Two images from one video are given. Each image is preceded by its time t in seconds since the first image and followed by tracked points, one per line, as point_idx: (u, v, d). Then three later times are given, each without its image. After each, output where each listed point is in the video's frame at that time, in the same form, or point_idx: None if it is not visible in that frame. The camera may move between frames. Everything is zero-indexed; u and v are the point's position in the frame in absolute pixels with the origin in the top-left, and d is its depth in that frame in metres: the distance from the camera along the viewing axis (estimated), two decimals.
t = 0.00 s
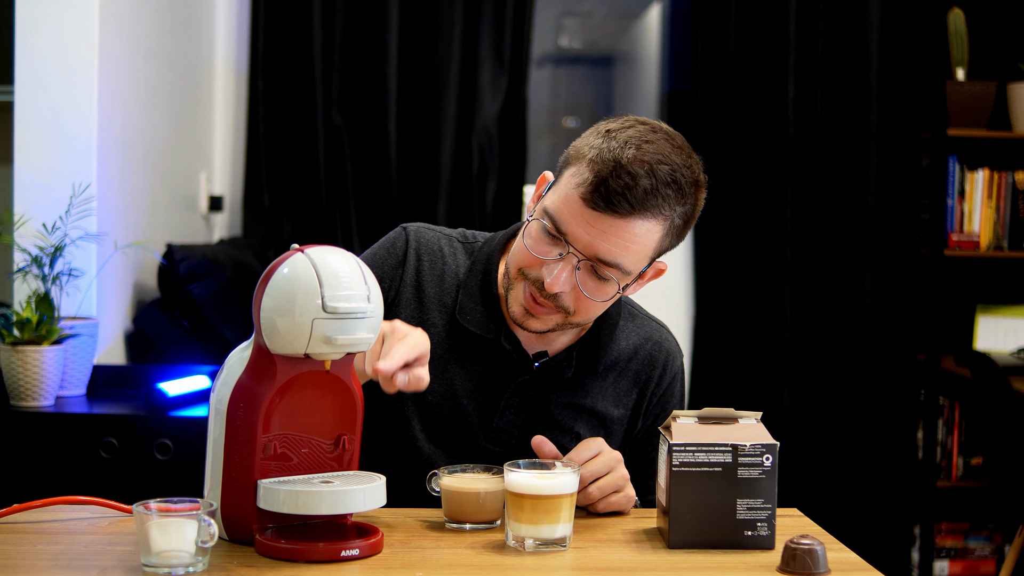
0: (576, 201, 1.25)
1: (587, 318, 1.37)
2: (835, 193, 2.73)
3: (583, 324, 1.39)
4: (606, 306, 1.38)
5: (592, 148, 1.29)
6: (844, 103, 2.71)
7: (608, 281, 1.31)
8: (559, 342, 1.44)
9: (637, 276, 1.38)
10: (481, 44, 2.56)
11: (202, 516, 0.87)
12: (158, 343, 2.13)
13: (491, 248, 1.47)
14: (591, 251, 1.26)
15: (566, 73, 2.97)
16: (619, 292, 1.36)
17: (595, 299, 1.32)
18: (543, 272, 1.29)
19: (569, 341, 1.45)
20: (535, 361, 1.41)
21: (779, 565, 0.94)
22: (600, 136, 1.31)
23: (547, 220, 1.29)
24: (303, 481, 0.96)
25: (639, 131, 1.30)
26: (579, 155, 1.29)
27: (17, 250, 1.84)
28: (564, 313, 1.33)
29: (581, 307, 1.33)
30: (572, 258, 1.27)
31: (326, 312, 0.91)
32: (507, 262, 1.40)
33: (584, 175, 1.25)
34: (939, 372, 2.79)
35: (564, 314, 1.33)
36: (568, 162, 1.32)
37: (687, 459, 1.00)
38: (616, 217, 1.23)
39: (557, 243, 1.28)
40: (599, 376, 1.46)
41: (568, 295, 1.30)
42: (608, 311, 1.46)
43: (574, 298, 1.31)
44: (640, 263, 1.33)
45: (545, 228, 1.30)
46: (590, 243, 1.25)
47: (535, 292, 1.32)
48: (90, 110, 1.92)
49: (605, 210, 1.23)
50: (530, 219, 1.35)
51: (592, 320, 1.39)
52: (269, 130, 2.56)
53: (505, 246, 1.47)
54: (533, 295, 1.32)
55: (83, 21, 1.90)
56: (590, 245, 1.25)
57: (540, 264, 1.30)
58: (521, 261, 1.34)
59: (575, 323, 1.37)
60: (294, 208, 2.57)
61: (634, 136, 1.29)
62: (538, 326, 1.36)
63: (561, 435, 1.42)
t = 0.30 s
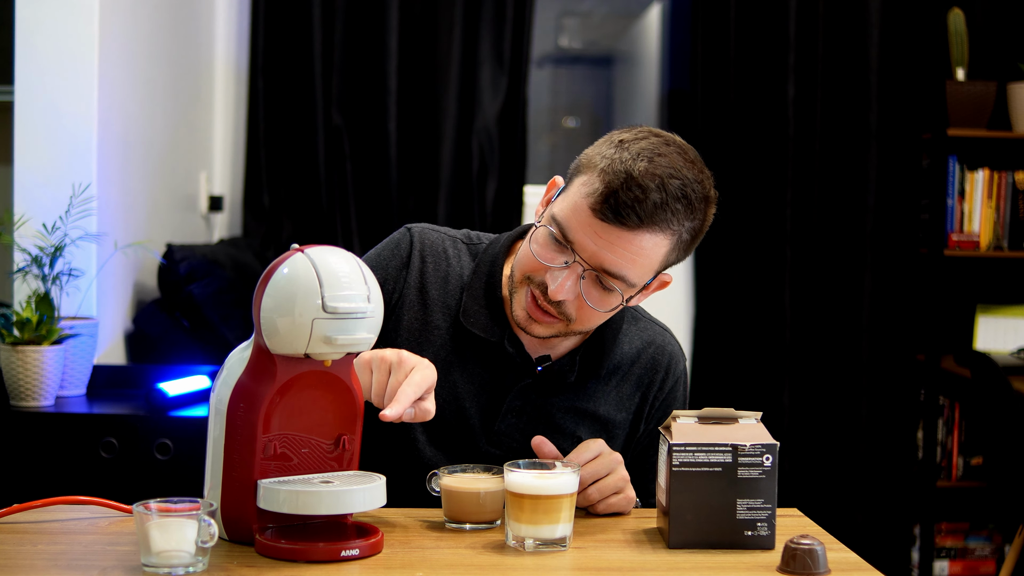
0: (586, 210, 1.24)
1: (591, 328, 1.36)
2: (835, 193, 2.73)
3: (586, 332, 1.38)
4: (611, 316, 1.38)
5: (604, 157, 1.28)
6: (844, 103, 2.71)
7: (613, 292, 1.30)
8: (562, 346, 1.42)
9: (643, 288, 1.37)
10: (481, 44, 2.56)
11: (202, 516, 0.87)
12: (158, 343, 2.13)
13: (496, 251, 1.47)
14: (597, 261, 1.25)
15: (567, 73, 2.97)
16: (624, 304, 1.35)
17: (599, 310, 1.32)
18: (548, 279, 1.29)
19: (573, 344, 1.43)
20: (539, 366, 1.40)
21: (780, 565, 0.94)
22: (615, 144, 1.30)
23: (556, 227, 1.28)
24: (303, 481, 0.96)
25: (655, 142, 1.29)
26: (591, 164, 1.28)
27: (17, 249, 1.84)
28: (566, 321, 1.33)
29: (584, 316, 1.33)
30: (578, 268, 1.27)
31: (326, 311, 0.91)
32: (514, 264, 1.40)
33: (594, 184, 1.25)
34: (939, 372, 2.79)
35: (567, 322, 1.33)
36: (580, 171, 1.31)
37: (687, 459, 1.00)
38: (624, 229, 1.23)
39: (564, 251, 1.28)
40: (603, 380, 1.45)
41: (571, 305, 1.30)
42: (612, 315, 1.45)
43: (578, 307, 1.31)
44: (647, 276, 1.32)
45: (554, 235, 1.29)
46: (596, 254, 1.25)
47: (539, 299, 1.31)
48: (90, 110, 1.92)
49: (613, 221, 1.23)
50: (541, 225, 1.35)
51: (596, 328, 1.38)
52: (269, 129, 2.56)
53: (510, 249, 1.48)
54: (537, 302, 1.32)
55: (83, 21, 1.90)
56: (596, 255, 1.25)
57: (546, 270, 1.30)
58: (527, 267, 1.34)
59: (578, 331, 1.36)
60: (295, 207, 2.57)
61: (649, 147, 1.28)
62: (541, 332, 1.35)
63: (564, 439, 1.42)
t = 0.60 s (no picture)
0: (592, 221, 1.24)
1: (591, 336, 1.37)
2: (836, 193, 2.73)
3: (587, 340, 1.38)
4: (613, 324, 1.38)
5: (612, 168, 1.28)
6: (844, 103, 2.71)
7: (616, 302, 1.31)
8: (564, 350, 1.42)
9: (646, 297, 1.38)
10: (481, 44, 2.56)
11: (202, 516, 0.87)
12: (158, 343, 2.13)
13: (498, 252, 1.47)
14: (601, 272, 1.26)
15: (567, 73, 2.97)
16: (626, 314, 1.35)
17: (601, 320, 1.32)
18: (551, 287, 1.29)
19: (573, 349, 1.44)
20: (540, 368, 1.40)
21: (779, 565, 0.94)
22: (624, 154, 1.30)
23: (561, 236, 1.28)
24: (303, 481, 0.96)
25: (665, 154, 1.29)
26: (599, 174, 1.29)
27: (16, 249, 1.84)
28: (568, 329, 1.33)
29: (586, 325, 1.33)
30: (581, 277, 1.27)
31: (326, 311, 0.91)
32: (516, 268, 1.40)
33: (602, 195, 1.25)
34: (939, 372, 2.79)
35: (569, 330, 1.33)
36: (587, 180, 1.31)
37: (687, 459, 1.00)
38: (630, 241, 1.23)
39: (568, 260, 1.28)
40: (603, 383, 1.45)
41: (574, 314, 1.30)
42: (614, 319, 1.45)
43: (580, 316, 1.31)
44: (650, 286, 1.32)
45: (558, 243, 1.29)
46: (601, 264, 1.25)
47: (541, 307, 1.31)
48: (91, 109, 1.92)
49: (619, 233, 1.23)
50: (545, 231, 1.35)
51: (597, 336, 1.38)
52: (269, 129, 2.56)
53: (512, 250, 1.47)
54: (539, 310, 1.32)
55: (83, 21, 1.90)
56: (600, 265, 1.25)
57: (549, 278, 1.30)
58: (530, 274, 1.33)
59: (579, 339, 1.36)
60: (295, 208, 2.57)
61: (659, 159, 1.28)
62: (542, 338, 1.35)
63: (564, 442, 1.41)
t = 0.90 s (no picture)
0: (592, 219, 1.24)
1: (591, 333, 1.37)
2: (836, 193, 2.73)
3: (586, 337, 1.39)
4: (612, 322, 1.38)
5: (614, 166, 1.27)
6: (844, 103, 2.71)
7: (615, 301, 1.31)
8: (565, 350, 1.42)
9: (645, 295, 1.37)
10: (481, 44, 2.56)
11: (202, 516, 0.87)
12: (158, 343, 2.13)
13: (497, 253, 1.47)
14: (600, 270, 1.26)
15: (566, 73, 2.97)
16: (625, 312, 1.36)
17: (600, 318, 1.32)
18: (550, 284, 1.29)
19: (574, 348, 1.43)
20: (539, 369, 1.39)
21: (780, 565, 0.94)
22: (625, 151, 1.29)
23: (562, 233, 1.28)
24: (303, 481, 0.96)
25: (667, 153, 1.28)
26: (600, 172, 1.28)
27: (16, 250, 1.84)
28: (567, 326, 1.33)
29: (584, 322, 1.33)
30: (580, 275, 1.27)
31: (326, 311, 0.91)
32: (517, 264, 1.40)
33: (602, 193, 1.24)
34: (939, 372, 2.79)
35: (567, 327, 1.33)
36: (589, 177, 1.31)
37: (687, 459, 1.00)
38: (629, 240, 1.23)
39: (568, 258, 1.28)
40: (603, 383, 1.45)
41: (572, 311, 1.30)
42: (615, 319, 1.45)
43: (579, 314, 1.31)
44: (649, 286, 1.32)
45: (558, 239, 1.29)
46: (600, 263, 1.25)
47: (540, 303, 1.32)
48: (90, 109, 1.91)
49: (618, 232, 1.23)
50: (546, 228, 1.35)
51: (596, 334, 1.38)
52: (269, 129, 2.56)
53: (512, 251, 1.47)
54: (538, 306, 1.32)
55: (83, 21, 1.90)
56: (599, 263, 1.25)
57: (548, 275, 1.30)
58: (530, 271, 1.33)
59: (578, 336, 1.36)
60: (295, 208, 2.57)
61: (660, 158, 1.27)
62: (541, 335, 1.36)
63: (564, 443, 1.41)
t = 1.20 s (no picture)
0: (575, 151, 1.32)
1: (578, 290, 1.36)
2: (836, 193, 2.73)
3: (573, 298, 1.38)
4: (597, 282, 1.39)
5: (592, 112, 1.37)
6: (844, 103, 2.71)
7: (600, 237, 1.34)
8: (557, 340, 1.43)
9: (627, 246, 1.41)
10: (481, 44, 2.56)
11: (202, 516, 0.87)
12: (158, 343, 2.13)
13: (489, 246, 1.47)
14: (586, 200, 1.30)
15: (567, 73, 2.93)
16: (610, 262, 1.38)
17: (587, 261, 1.34)
18: (536, 224, 1.31)
19: (567, 339, 1.44)
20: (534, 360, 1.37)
21: (780, 565, 0.94)
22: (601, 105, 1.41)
23: (546, 175, 1.34)
24: (303, 481, 0.96)
25: (638, 101, 1.40)
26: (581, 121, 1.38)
27: (17, 250, 1.85)
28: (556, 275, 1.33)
29: (573, 269, 1.33)
30: (566, 209, 1.31)
31: (326, 311, 0.91)
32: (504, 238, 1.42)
33: (583, 129, 1.33)
34: (939, 372, 2.79)
35: (555, 276, 1.33)
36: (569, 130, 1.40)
37: (687, 459, 1.00)
38: (612, 165, 1.30)
39: (553, 197, 1.33)
40: (599, 373, 1.45)
41: (560, 250, 1.32)
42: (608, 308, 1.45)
43: (567, 256, 1.33)
44: (632, 226, 1.37)
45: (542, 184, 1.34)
46: (586, 191, 1.30)
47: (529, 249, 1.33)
48: (90, 108, 1.92)
49: (602, 156, 1.30)
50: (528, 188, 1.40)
51: (583, 295, 1.38)
52: (269, 128, 2.56)
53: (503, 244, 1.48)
54: (526, 255, 1.34)
55: (83, 21, 1.90)
56: (583, 194, 1.30)
57: (533, 219, 1.33)
58: (515, 224, 1.36)
59: (565, 293, 1.36)
60: (295, 208, 2.57)
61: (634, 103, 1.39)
62: (529, 291, 1.34)
63: (561, 435, 1.41)
